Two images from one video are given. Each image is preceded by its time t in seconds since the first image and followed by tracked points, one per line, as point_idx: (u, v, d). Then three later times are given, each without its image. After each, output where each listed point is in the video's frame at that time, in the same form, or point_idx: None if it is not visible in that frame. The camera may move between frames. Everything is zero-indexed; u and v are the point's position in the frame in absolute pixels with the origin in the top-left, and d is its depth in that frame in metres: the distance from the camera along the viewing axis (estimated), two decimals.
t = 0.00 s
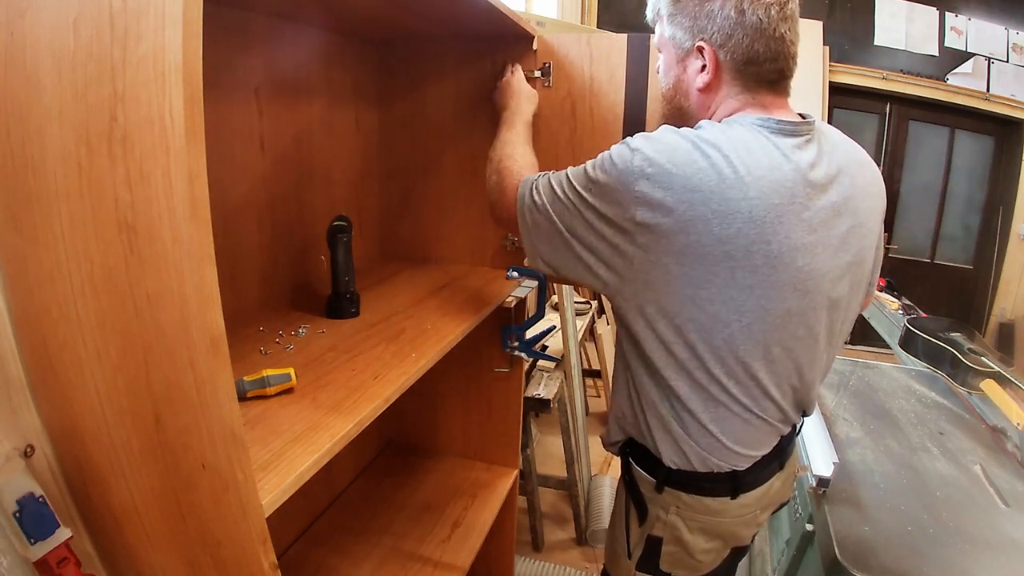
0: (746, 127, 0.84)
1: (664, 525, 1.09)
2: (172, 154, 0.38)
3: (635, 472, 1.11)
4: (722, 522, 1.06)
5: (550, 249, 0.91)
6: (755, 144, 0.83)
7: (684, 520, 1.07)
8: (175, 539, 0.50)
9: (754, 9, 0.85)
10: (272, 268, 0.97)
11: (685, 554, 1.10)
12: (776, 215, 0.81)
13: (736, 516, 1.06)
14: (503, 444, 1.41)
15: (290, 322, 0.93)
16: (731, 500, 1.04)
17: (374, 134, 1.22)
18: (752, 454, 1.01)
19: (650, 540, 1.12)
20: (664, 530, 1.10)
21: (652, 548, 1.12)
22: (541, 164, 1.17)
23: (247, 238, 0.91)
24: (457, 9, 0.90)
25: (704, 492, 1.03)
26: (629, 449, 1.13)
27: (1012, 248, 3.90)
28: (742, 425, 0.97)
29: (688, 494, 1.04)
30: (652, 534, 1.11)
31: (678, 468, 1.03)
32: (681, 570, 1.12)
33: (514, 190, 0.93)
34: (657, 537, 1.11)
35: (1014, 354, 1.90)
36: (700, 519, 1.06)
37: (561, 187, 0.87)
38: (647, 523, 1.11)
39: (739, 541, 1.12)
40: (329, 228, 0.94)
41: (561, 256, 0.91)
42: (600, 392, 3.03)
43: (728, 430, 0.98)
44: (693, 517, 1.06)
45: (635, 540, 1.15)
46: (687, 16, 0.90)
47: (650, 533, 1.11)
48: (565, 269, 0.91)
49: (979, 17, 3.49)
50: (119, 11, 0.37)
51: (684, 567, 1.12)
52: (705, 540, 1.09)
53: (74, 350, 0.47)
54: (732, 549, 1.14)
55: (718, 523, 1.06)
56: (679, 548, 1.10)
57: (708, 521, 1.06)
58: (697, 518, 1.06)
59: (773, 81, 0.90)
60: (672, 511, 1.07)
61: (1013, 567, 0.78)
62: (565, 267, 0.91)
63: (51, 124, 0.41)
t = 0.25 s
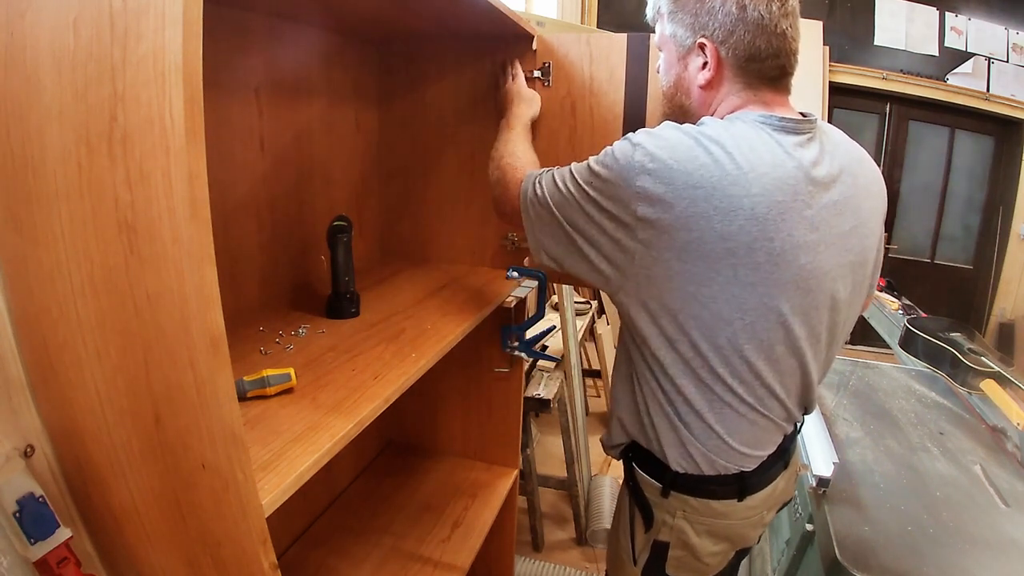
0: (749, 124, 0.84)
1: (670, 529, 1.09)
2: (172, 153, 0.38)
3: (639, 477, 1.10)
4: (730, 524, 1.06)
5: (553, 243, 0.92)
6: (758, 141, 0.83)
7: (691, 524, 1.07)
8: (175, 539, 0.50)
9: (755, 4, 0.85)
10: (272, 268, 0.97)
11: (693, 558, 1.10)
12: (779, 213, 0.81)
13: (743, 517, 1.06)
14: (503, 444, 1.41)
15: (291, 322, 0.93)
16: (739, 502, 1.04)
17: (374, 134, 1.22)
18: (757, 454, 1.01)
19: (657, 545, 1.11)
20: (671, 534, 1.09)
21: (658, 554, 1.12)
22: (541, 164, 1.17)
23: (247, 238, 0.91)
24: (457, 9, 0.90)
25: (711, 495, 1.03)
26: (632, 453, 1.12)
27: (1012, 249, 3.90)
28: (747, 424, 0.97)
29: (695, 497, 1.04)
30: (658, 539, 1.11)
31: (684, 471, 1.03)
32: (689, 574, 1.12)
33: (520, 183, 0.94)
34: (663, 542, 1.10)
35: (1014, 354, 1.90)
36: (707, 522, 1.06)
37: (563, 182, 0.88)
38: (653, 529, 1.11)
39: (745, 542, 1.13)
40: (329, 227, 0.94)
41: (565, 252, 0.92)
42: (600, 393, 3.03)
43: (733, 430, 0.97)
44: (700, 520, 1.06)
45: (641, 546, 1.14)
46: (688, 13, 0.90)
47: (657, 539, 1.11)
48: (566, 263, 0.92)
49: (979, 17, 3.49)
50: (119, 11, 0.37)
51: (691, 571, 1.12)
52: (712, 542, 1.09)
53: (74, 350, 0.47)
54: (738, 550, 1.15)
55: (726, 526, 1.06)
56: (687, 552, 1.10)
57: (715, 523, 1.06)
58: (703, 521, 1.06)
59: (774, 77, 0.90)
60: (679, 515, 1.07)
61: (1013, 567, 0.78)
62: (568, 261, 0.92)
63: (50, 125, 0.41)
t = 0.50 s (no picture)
0: (754, 124, 0.85)
1: (669, 531, 1.09)
2: (172, 154, 0.38)
3: (638, 478, 1.10)
4: (728, 526, 1.06)
5: (554, 265, 0.90)
6: (764, 142, 0.83)
7: (689, 526, 1.07)
8: (175, 539, 0.50)
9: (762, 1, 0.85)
10: (272, 268, 0.97)
11: (691, 560, 1.10)
12: (786, 214, 0.81)
13: (742, 519, 1.06)
14: (503, 444, 1.41)
15: (291, 322, 0.93)
16: (737, 504, 1.04)
17: (375, 134, 1.22)
18: (758, 456, 1.01)
19: (655, 547, 1.11)
20: (669, 536, 1.09)
21: (657, 556, 1.12)
22: (541, 164, 1.17)
23: (247, 238, 0.91)
24: (457, 9, 0.90)
25: (710, 496, 1.03)
26: (630, 455, 1.12)
27: (1012, 248, 3.90)
28: (750, 425, 0.97)
29: (694, 499, 1.04)
30: (656, 541, 1.11)
31: (683, 473, 1.03)
32: None
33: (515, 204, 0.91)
34: (662, 543, 1.10)
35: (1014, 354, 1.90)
36: (705, 523, 1.06)
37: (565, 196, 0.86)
38: (651, 530, 1.11)
39: (744, 544, 1.13)
40: (329, 228, 0.94)
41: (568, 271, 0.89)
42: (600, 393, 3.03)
43: (735, 433, 0.98)
44: (699, 521, 1.06)
45: (639, 547, 1.14)
46: (694, 11, 0.90)
47: (655, 541, 1.11)
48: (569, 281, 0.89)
49: (979, 17, 3.49)
50: (119, 11, 0.37)
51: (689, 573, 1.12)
52: (711, 544, 1.09)
53: (74, 350, 0.47)
54: (736, 553, 1.15)
55: (724, 527, 1.06)
56: (685, 555, 1.10)
57: (713, 525, 1.06)
58: (701, 523, 1.06)
59: (779, 75, 0.90)
60: (677, 516, 1.07)
61: (1013, 567, 0.78)
62: (571, 281, 0.89)
63: (50, 125, 0.41)
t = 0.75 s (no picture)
0: (751, 129, 0.85)
1: (670, 530, 1.09)
2: (172, 153, 0.38)
3: (639, 478, 1.09)
4: (729, 525, 1.06)
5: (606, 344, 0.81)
6: (762, 146, 0.83)
7: (691, 525, 1.06)
8: (175, 539, 0.50)
9: None
10: (272, 268, 0.97)
11: (692, 559, 1.10)
12: (792, 216, 0.81)
13: (743, 518, 1.06)
14: (503, 444, 1.41)
15: (291, 321, 0.93)
16: (739, 503, 1.04)
17: (375, 134, 1.22)
18: (758, 460, 1.02)
19: (656, 546, 1.11)
20: (670, 535, 1.09)
21: (658, 554, 1.12)
22: (541, 164, 1.17)
23: (247, 238, 0.91)
24: (457, 9, 0.90)
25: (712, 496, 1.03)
26: (631, 455, 1.12)
27: (1012, 248, 3.90)
28: (755, 432, 0.97)
29: (695, 498, 1.03)
30: (657, 539, 1.11)
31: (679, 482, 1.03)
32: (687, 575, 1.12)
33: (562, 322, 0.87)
34: (663, 542, 1.10)
35: (1014, 354, 1.90)
36: (707, 523, 1.05)
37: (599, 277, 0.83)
38: (653, 529, 1.10)
39: (745, 543, 1.13)
40: (329, 227, 0.94)
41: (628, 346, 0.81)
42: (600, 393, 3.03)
43: (741, 440, 0.98)
44: (700, 521, 1.05)
45: (641, 546, 1.14)
46: (696, 11, 0.89)
47: (656, 539, 1.11)
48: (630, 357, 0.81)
49: (979, 17, 3.49)
50: (119, 11, 0.37)
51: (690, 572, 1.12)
52: (712, 543, 1.09)
53: (74, 350, 0.47)
54: (736, 552, 1.15)
55: (725, 527, 1.06)
56: (686, 553, 1.10)
57: (715, 525, 1.06)
58: (703, 522, 1.05)
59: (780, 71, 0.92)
60: (679, 516, 1.06)
61: (1013, 567, 0.78)
62: (629, 345, 0.80)
63: (50, 124, 0.41)
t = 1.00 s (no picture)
0: (755, 129, 0.85)
1: (678, 530, 1.08)
2: (172, 153, 0.38)
3: (647, 478, 1.09)
4: (736, 524, 1.06)
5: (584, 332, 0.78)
6: (767, 146, 0.83)
7: (699, 524, 1.06)
8: (175, 539, 0.50)
9: None
10: (272, 268, 0.97)
11: (700, 558, 1.10)
12: (798, 216, 0.81)
13: (750, 517, 1.06)
14: (503, 444, 1.41)
15: (291, 321, 0.93)
16: (746, 502, 1.04)
17: (375, 134, 1.22)
18: (767, 458, 1.02)
19: (664, 546, 1.11)
20: (678, 535, 1.08)
21: (665, 555, 1.11)
22: (541, 164, 1.17)
23: (247, 238, 0.91)
24: (456, 9, 0.90)
25: (720, 496, 1.02)
26: (638, 454, 1.11)
27: (1012, 248, 3.90)
28: (760, 430, 0.97)
29: (703, 497, 1.03)
30: (666, 539, 1.10)
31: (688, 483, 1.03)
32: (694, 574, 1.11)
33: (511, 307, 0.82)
34: (672, 542, 1.10)
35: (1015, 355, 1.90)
36: (714, 522, 1.05)
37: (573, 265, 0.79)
38: (661, 529, 1.10)
39: (752, 542, 1.12)
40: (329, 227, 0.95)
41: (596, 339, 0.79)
42: (600, 393, 3.03)
43: (746, 438, 0.98)
44: (708, 520, 1.05)
45: (648, 546, 1.14)
46: (690, 14, 0.90)
47: (664, 539, 1.10)
48: (600, 348, 0.79)
49: (979, 17, 3.48)
50: (119, 11, 0.37)
51: (698, 571, 1.11)
52: (720, 543, 1.09)
53: (74, 350, 0.47)
54: (744, 550, 1.14)
55: (733, 526, 1.06)
56: (694, 552, 1.10)
57: (724, 524, 1.05)
58: (711, 522, 1.05)
59: (778, 71, 0.92)
60: (687, 515, 1.06)
61: (1012, 566, 0.78)
62: (604, 338, 0.78)
63: (49, 124, 0.41)
